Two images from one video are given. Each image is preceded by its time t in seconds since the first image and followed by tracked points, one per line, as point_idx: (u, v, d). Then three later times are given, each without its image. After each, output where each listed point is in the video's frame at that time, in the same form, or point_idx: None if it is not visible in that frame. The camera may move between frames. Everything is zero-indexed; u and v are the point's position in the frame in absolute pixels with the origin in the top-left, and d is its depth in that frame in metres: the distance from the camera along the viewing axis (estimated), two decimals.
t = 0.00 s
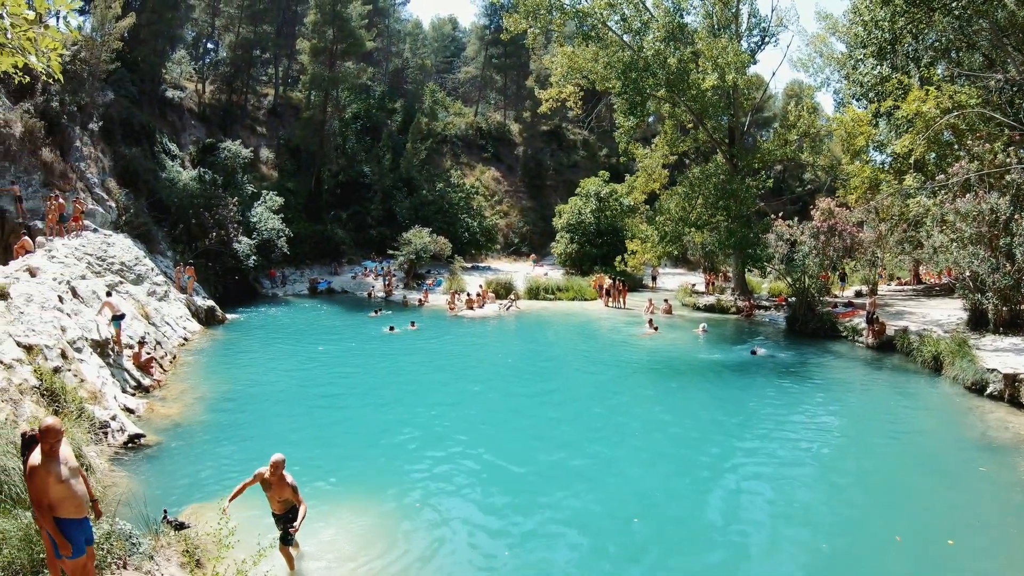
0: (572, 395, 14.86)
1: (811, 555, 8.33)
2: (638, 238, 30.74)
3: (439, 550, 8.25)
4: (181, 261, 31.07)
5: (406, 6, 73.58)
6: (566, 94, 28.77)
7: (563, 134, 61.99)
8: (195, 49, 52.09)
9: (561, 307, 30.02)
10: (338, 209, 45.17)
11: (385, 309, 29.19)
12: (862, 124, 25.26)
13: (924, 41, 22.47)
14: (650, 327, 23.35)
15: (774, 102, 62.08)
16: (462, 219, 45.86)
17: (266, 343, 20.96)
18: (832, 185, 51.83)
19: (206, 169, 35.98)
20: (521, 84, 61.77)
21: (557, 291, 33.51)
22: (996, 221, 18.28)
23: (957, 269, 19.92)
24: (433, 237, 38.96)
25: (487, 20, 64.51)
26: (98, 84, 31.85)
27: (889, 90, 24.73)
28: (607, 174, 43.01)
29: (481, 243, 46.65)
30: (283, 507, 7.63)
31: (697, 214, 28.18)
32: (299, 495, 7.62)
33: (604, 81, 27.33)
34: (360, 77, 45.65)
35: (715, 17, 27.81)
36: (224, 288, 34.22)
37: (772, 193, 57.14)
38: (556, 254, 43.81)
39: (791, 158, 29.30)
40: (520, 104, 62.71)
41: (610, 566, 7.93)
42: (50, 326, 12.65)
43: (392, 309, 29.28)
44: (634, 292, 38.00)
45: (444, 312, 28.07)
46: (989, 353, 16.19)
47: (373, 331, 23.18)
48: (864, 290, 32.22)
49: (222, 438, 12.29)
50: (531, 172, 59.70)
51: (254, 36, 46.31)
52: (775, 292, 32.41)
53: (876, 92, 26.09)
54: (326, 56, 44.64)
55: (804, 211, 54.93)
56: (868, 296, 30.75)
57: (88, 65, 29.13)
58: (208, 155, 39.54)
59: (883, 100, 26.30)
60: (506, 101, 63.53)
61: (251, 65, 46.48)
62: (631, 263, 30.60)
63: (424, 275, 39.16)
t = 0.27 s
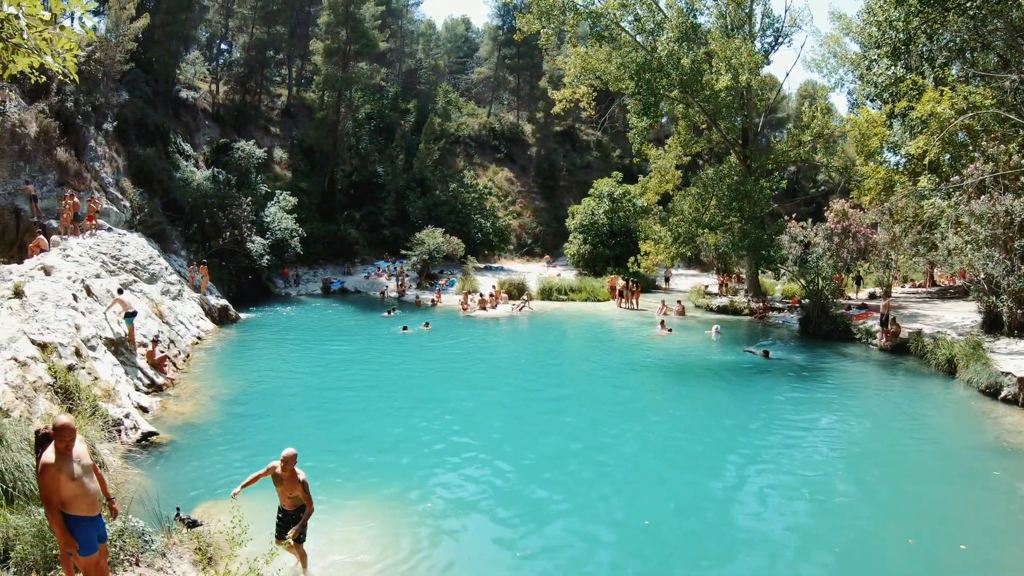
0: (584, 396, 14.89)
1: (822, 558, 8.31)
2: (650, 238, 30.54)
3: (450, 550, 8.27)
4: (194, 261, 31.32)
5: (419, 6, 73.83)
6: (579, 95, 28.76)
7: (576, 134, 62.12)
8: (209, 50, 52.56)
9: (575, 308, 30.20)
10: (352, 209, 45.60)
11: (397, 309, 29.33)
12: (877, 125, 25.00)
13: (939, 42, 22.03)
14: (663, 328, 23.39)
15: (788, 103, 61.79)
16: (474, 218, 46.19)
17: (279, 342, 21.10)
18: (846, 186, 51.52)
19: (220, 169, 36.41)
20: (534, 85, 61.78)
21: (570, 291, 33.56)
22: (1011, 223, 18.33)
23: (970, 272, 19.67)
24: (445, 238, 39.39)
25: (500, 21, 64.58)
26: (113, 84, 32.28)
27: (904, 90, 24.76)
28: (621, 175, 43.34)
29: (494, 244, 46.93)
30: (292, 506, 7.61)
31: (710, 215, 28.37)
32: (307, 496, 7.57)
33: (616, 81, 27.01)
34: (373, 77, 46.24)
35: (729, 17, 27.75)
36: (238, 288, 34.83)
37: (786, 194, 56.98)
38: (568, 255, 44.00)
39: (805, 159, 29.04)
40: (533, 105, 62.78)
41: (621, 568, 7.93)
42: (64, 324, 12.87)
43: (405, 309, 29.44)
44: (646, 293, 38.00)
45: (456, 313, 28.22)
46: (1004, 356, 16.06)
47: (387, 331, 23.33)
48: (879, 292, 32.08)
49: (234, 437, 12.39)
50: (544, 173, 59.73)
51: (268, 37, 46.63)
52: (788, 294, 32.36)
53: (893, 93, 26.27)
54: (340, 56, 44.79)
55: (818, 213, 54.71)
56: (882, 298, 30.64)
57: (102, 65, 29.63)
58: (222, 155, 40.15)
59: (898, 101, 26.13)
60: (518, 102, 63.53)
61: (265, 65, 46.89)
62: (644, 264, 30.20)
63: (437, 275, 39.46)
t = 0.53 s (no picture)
0: (596, 397, 14.92)
1: (834, 561, 8.28)
2: (664, 240, 30.95)
3: (461, 551, 8.27)
4: (208, 260, 32.02)
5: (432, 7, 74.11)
6: (593, 96, 28.62)
7: (589, 135, 62.36)
8: (222, 51, 52.96)
9: (589, 308, 30.46)
10: (365, 209, 46.43)
11: (410, 309, 29.53)
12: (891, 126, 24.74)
13: (953, 42, 22.78)
14: (676, 330, 23.49)
15: (802, 104, 61.58)
16: (487, 219, 46.55)
17: (292, 342, 21.27)
18: (861, 188, 51.31)
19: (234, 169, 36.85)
20: (548, 85, 61.86)
21: (583, 293, 33.66)
22: None
23: (986, 274, 19.71)
24: (458, 239, 39.72)
25: (513, 21, 64.64)
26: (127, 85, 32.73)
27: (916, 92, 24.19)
28: (634, 177, 43.79)
29: (507, 245, 47.18)
30: (301, 507, 7.58)
31: (724, 216, 28.39)
32: (317, 495, 7.56)
33: (630, 82, 27.10)
34: (388, 78, 45.71)
35: (743, 17, 27.69)
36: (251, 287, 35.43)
37: (799, 196, 56.89)
38: (581, 256, 44.43)
39: (819, 161, 29.52)
40: (547, 106, 62.96)
41: (631, 570, 7.92)
42: (79, 322, 13.10)
43: (418, 309, 29.71)
44: (659, 294, 38.13)
45: (470, 313, 28.44)
46: (1019, 360, 15.97)
47: (401, 330, 23.54)
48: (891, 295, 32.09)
49: (247, 435, 12.50)
50: (558, 173, 59.83)
51: (282, 38, 46.94)
52: (801, 296, 32.39)
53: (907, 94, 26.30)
54: (354, 57, 44.90)
55: (832, 214, 54.59)
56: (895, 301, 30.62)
57: (116, 66, 30.14)
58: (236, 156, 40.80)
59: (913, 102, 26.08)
60: (532, 103, 63.64)
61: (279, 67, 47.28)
62: (657, 265, 30.83)
63: (451, 275, 39.86)
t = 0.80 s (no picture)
0: (608, 399, 14.96)
1: (845, 564, 8.27)
2: (677, 241, 30.14)
3: (473, 550, 8.33)
4: (224, 260, 32.66)
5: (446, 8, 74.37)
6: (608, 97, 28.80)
7: (604, 137, 63.03)
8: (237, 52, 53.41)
9: (603, 310, 30.56)
10: (380, 210, 47.07)
11: (424, 309, 29.69)
12: (907, 128, 23.88)
13: (969, 42, 22.69)
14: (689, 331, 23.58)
15: (816, 104, 61.30)
16: (502, 220, 46.90)
17: (305, 342, 21.40)
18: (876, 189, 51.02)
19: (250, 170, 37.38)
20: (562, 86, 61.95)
21: (597, 295, 33.75)
22: None
23: (1002, 277, 19.60)
24: (473, 239, 39.96)
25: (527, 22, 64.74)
26: (143, 85, 33.08)
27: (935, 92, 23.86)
28: (648, 178, 43.95)
29: (521, 246, 47.62)
30: (310, 509, 7.50)
31: (738, 218, 27.67)
32: (324, 496, 7.44)
33: (644, 83, 27.51)
34: (402, 79, 45.92)
35: (757, 18, 27.65)
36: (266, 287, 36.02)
37: (814, 197, 56.72)
38: (595, 257, 44.68)
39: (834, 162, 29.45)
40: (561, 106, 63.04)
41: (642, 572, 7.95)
42: (94, 321, 13.46)
43: (432, 309, 29.87)
44: (672, 296, 38.14)
45: (484, 314, 28.62)
46: None
47: (417, 331, 23.71)
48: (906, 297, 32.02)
49: (261, 433, 12.63)
50: (572, 175, 60.00)
51: (297, 40, 47.24)
52: (816, 298, 32.36)
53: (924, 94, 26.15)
54: (368, 58, 45.05)
55: (847, 216, 54.44)
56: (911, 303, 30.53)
57: (132, 67, 30.47)
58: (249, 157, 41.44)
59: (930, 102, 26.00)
60: (546, 103, 63.77)
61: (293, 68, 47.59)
62: (670, 268, 30.22)
63: (464, 276, 40.25)
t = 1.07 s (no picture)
0: (620, 400, 14.98)
1: (860, 568, 8.21)
2: (693, 241, 30.63)
3: (485, 550, 8.35)
4: (239, 259, 33.12)
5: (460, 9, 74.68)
6: (623, 97, 28.90)
7: (620, 138, 63.34)
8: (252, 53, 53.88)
9: (618, 310, 30.59)
10: (395, 210, 47.48)
11: (438, 309, 29.79)
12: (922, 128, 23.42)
13: (985, 41, 22.80)
14: (702, 332, 23.64)
15: (832, 104, 60.93)
16: (516, 221, 47.17)
17: (319, 342, 21.51)
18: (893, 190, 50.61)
19: (266, 171, 37.75)
20: (576, 86, 61.99)
21: (612, 295, 33.71)
22: None
23: (1019, 278, 19.45)
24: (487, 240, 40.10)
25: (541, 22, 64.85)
26: (159, 86, 33.43)
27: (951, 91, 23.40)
28: (663, 179, 43.99)
29: (535, 246, 48.02)
30: (317, 506, 7.33)
31: (753, 219, 28.04)
32: (329, 491, 7.28)
33: (659, 84, 27.66)
34: (417, 80, 46.06)
35: (772, 17, 27.60)
36: (282, 287, 36.42)
37: (830, 198, 56.47)
38: (610, 257, 44.82)
39: (850, 162, 29.33)
40: (576, 107, 63.10)
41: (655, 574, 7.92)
42: (110, 320, 13.69)
43: (446, 309, 29.97)
44: (687, 297, 38.10)
45: (499, 314, 28.73)
46: None
47: (433, 331, 23.81)
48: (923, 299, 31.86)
49: (277, 432, 12.72)
50: (586, 175, 60.06)
51: (312, 41, 47.49)
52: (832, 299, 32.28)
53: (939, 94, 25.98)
54: (383, 60, 45.14)
55: (863, 216, 54.11)
56: (928, 305, 30.36)
57: (148, 68, 30.75)
58: (265, 157, 41.79)
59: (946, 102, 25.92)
60: (560, 104, 63.83)
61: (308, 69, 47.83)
62: (686, 268, 30.58)
63: (479, 276, 40.55)
